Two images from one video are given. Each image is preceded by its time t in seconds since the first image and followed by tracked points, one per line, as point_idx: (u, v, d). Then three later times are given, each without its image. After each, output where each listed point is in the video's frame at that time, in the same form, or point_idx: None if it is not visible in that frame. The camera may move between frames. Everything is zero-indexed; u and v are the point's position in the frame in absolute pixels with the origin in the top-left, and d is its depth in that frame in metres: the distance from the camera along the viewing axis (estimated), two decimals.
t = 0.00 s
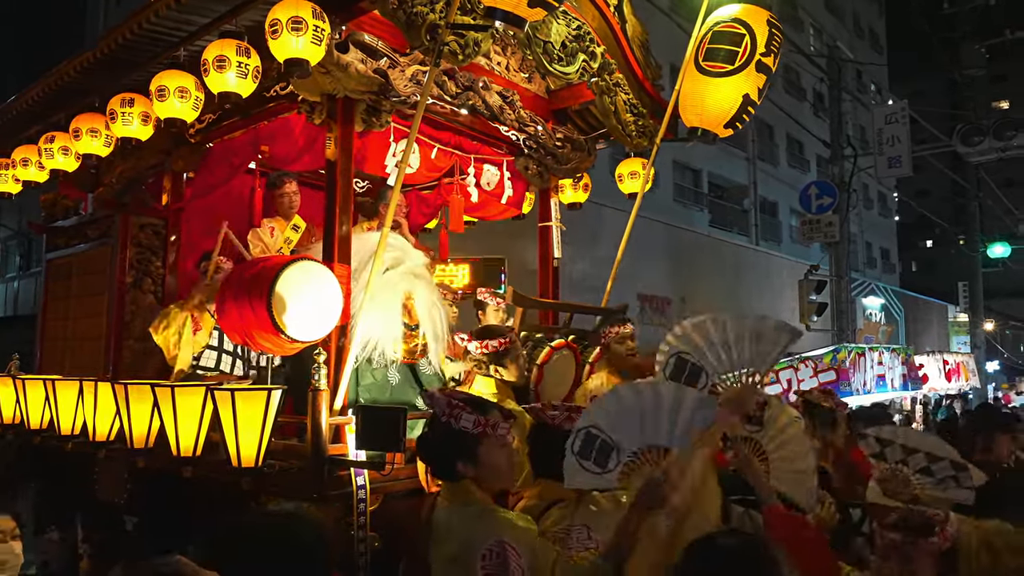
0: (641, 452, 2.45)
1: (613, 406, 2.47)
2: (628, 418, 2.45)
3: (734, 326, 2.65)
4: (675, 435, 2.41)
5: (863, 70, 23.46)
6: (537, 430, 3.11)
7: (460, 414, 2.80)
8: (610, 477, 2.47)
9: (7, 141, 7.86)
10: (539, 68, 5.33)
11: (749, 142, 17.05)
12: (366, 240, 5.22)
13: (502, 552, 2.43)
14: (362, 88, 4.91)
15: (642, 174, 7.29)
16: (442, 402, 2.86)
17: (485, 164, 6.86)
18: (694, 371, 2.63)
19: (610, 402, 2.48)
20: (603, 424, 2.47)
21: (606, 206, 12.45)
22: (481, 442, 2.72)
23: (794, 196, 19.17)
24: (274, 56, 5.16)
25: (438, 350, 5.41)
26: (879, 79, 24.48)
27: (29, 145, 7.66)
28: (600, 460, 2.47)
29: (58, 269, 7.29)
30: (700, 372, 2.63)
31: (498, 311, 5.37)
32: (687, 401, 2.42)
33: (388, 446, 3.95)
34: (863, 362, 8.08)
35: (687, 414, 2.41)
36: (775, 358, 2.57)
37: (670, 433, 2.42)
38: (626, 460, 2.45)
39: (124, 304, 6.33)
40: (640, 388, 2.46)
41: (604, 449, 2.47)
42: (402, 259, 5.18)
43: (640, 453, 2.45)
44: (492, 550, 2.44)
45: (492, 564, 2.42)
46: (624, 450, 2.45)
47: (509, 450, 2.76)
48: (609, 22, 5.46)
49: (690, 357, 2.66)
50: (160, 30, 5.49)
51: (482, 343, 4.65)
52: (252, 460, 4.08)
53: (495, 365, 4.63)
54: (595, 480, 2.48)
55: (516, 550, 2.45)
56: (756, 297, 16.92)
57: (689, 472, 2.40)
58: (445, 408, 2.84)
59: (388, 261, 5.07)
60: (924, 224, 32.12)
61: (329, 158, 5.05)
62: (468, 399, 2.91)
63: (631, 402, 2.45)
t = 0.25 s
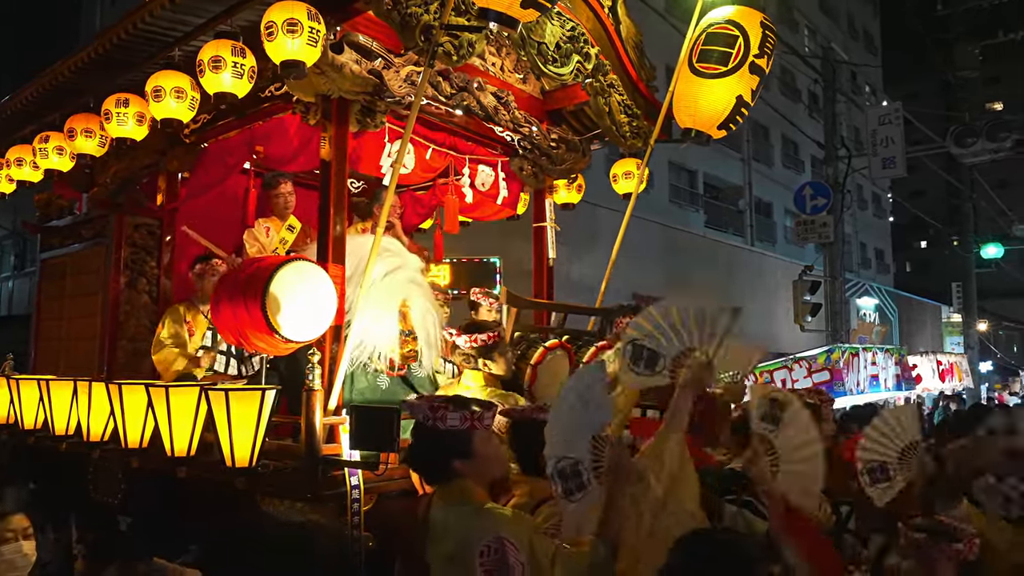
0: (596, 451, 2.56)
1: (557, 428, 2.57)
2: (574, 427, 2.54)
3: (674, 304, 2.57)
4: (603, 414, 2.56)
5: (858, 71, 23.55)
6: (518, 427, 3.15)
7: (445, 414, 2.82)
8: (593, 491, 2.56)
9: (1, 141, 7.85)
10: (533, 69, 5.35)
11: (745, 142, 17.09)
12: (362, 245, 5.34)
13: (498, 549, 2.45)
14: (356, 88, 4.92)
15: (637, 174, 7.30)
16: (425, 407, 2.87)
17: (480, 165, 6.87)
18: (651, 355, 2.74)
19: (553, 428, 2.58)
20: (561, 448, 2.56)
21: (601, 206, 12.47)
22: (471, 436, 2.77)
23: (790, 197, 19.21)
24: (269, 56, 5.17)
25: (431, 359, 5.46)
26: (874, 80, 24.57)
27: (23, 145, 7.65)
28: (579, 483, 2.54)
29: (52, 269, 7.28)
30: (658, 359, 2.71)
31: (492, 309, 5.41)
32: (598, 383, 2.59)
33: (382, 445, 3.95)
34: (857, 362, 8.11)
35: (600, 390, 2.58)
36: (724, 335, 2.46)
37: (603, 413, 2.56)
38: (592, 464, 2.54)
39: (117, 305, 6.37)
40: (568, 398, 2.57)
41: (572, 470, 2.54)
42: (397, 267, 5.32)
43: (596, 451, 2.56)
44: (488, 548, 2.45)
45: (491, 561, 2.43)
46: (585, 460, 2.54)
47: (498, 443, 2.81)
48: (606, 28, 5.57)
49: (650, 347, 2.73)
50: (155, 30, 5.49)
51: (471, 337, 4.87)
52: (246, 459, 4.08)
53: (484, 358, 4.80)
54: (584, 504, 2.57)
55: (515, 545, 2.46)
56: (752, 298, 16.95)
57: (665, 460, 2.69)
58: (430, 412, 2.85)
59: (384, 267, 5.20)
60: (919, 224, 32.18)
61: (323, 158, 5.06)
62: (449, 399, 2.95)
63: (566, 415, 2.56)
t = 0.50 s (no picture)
0: (588, 459, 2.57)
1: (550, 444, 2.54)
2: (567, 440, 2.55)
3: (624, 309, 3.28)
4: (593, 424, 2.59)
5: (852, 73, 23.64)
6: (509, 427, 3.15)
7: (435, 416, 2.80)
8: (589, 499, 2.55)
9: None
10: (528, 70, 5.36)
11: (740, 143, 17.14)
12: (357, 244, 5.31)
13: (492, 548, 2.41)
14: (351, 89, 4.93)
15: (630, 175, 7.33)
16: (411, 410, 2.83)
17: (474, 166, 6.88)
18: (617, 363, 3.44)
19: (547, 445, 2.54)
20: (555, 462, 2.54)
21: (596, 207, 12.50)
22: (461, 436, 2.79)
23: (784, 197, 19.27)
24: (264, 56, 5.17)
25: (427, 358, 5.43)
26: (868, 81, 24.68)
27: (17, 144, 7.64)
28: (576, 492, 2.54)
29: (45, 269, 7.27)
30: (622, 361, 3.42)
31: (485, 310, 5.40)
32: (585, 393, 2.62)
33: (377, 445, 3.97)
34: (850, 362, 8.15)
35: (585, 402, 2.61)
36: (661, 317, 3.35)
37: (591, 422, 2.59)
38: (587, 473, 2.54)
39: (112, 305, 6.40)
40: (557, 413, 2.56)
41: (569, 483, 2.53)
42: (393, 265, 5.30)
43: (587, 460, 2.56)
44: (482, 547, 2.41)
45: (483, 561, 2.39)
46: (579, 471, 2.54)
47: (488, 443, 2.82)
48: (603, 33, 5.51)
49: (613, 355, 3.42)
50: (149, 29, 5.48)
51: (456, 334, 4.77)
52: (240, 459, 4.08)
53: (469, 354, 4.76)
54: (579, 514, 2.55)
55: (506, 547, 2.43)
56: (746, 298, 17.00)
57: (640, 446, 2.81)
58: (418, 414, 2.81)
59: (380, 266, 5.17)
60: (912, 225, 32.29)
61: (318, 159, 5.06)
62: (436, 400, 2.93)
63: (556, 429, 2.56)
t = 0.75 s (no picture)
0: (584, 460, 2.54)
1: (547, 447, 2.53)
2: (563, 443, 2.53)
3: (608, 312, 2.83)
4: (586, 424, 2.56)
5: (845, 74, 23.73)
6: (504, 428, 3.17)
7: (427, 417, 2.83)
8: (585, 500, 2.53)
9: None
10: (521, 70, 5.37)
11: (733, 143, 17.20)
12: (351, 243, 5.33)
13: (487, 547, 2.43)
14: (345, 88, 4.93)
15: (624, 176, 7.34)
16: (405, 411, 2.88)
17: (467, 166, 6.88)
18: (598, 360, 2.79)
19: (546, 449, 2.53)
20: (553, 465, 2.53)
21: (590, 207, 12.51)
22: (454, 436, 2.80)
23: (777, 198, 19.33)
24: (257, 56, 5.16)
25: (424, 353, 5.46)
26: (861, 83, 24.79)
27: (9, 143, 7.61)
28: (574, 496, 2.53)
29: (38, 268, 7.26)
30: (609, 360, 2.80)
31: (478, 309, 5.47)
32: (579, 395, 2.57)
33: (370, 445, 3.97)
34: (842, 363, 8.18)
35: (578, 403, 2.57)
36: (653, 320, 2.84)
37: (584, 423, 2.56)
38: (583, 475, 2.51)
39: (103, 305, 6.46)
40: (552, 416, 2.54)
41: (566, 485, 2.52)
42: (387, 262, 5.33)
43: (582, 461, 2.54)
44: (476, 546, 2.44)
45: (477, 560, 2.41)
46: (575, 472, 2.53)
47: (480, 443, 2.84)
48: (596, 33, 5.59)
49: (597, 355, 2.81)
50: (142, 28, 5.47)
51: (455, 337, 4.77)
52: (233, 459, 4.10)
53: (468, 357, 4.79)
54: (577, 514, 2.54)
55: (500, 546, 2.43)
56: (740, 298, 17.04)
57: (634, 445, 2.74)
58: (410, 416, 2.85)
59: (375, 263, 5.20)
60: (904, 225, 32.43)
61: (311, 159, 5.06)
62: (428, 402, 2.97)
63: (554, 433, 2.53)
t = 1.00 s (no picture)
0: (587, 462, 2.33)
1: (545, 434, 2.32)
2: (564, 436, 2.32)
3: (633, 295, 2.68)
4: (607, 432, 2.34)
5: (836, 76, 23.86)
6: (496, 428, 3.17)
7: (422, 415, 2.84)
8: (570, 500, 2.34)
9: None
10: (514, 70, 5.39)
11: (725, 144, 17.27)
12: (343, 241, 5.34)
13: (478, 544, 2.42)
14: (337, 88, 4.93)
15: (616, 176, 7.36)
16: (400, 409, 2.87)
17: (460, 166, 6.88)
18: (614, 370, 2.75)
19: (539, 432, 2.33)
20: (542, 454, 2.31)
21: (583, 208, 12.54)
22: (448, 436, 2.81)
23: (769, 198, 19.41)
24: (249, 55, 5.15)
25: (415, 349, 5.52)
26: (852, 84, 24.91)
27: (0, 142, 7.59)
28: (559, 496, 2.31)
29: (29, 268, 7.24)
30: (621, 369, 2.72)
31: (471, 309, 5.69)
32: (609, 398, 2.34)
33: (363, 444, 3.98)
34: (833, 363, 8.22)
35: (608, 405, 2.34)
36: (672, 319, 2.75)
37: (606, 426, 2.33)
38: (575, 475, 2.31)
39: (95, 304, 6.46)
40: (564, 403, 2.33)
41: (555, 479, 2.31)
42: (380, 260, 5.36)
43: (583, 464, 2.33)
44: (469, 543, 2.42)
45: (468, 558, 2.38)
46: (569, 469, 2.32)
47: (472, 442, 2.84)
48: (589, 34, 5.59)
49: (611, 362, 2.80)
50: (134, 27, 5.46)
51: (471, 338, 4.48)
52: (225, 460, 4.07)
53: (484, 359, 4.50)
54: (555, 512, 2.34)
55: (490, 545, 2.43)
56: (732, 298, 17.10)
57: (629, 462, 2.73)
58: (405, 413, 2.86)
59: (370, 261, 5.23)
60: (895, 227, 32.60)
61: (304, 158, 5.06)
62: (423, 400, 2.97)
63: (557, 421, 2.33)
